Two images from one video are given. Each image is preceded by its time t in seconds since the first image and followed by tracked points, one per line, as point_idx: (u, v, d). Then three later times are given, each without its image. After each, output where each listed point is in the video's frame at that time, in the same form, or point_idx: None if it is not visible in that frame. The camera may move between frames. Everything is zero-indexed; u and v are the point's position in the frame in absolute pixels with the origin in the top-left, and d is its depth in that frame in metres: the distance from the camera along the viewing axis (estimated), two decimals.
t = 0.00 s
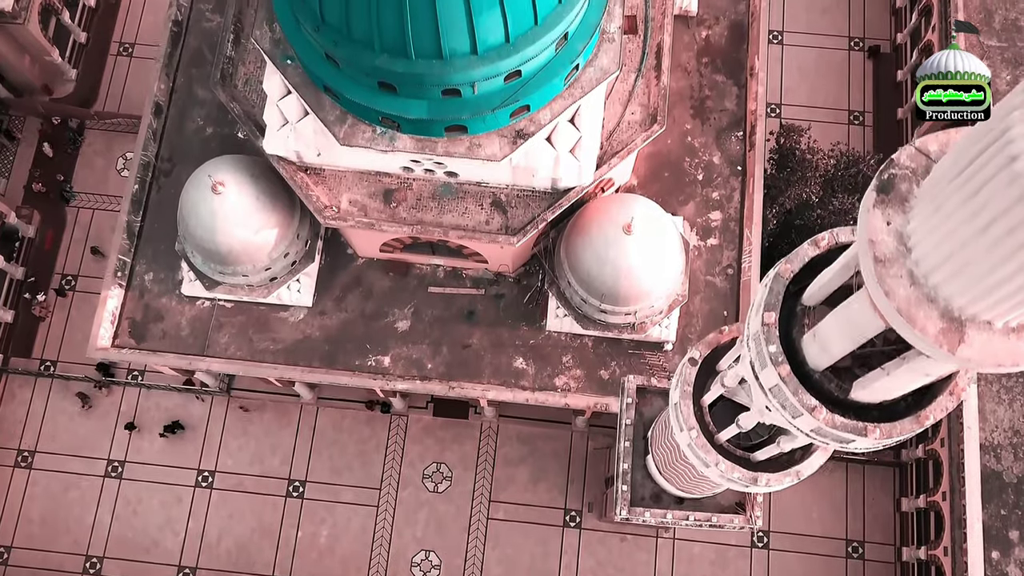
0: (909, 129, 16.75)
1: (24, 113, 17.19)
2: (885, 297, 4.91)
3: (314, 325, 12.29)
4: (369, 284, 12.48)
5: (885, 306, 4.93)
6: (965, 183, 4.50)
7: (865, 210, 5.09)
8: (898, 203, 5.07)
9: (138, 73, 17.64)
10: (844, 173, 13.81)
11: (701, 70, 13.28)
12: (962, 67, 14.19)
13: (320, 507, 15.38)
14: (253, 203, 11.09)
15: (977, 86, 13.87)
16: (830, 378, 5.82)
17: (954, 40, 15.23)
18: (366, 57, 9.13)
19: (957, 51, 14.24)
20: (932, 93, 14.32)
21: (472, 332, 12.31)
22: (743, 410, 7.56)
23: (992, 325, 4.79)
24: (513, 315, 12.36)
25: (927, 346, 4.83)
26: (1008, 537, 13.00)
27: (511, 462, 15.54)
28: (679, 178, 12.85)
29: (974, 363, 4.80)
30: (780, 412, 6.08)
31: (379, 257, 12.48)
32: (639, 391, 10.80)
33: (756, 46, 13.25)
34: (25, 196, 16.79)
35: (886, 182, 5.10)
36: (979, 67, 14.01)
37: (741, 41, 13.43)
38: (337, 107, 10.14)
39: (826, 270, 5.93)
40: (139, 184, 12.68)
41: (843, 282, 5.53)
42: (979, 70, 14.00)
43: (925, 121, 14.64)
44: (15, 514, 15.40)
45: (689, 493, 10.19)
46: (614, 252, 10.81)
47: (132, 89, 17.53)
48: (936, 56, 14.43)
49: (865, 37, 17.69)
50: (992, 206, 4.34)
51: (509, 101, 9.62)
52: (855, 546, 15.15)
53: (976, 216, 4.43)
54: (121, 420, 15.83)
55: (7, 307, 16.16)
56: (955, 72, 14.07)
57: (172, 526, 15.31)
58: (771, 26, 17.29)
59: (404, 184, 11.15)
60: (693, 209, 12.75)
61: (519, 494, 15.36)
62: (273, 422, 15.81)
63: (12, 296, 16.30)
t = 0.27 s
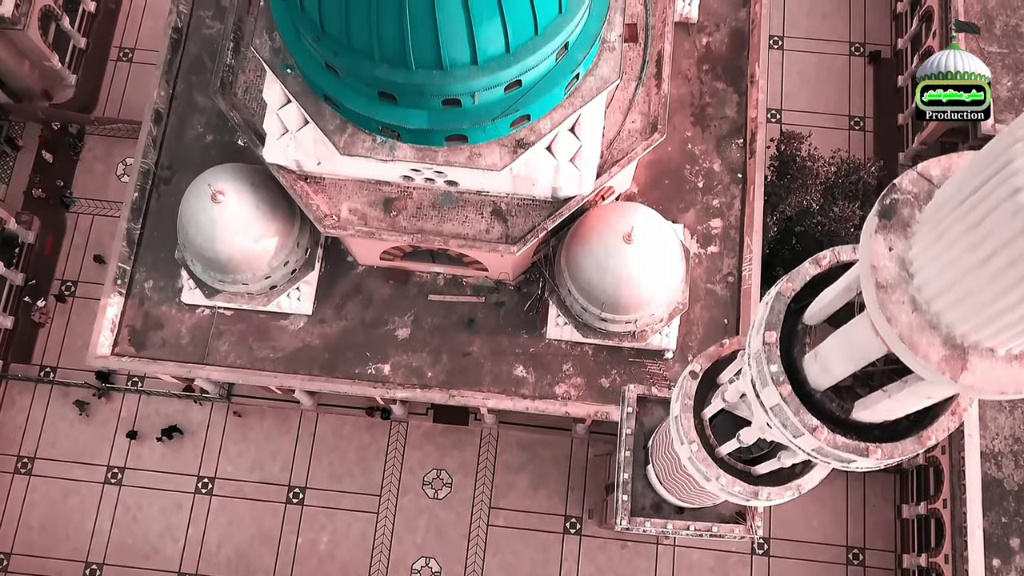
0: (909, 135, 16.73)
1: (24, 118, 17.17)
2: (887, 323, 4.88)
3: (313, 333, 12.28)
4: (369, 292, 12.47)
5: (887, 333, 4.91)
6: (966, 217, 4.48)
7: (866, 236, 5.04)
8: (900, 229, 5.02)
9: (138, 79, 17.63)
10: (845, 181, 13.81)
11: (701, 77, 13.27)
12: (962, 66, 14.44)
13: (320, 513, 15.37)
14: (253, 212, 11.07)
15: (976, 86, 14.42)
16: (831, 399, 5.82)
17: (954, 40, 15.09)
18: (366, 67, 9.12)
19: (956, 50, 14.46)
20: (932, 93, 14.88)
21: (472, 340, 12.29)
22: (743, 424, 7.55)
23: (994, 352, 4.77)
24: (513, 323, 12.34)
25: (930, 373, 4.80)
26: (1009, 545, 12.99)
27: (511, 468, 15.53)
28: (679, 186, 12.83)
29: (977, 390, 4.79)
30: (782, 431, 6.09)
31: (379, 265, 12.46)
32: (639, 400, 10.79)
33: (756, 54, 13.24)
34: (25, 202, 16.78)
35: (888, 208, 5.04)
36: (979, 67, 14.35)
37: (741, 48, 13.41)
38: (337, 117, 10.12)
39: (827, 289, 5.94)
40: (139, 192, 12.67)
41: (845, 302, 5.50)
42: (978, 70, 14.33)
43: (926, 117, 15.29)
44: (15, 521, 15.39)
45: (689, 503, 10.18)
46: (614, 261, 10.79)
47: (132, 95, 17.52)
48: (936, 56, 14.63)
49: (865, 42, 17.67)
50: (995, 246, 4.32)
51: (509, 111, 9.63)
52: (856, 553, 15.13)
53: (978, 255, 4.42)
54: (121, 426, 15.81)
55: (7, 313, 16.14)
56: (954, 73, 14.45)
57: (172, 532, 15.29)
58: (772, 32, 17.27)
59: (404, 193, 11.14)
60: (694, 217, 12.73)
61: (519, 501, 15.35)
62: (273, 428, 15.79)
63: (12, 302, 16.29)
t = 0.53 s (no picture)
0: (910, 140, 16.72)
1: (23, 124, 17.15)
2: (889, 350, 4.90)
3: (313, 341, 12.27)
4: (369, 300, 12.45)
5: (890, 360, 4.92)
6: (971, 242, 4.45)
7: (869, 261, 5.06)
8: (902, 255, 5.03)
9: (138, 85, 17.63)
10: (845, 188, 13.81)
11: (702, 84, 13.25)
12: (962, 67, 14.52)
13: (320, 520, 15.35)
14: (253, 221, 11.05)
15: (976, 86, 14.48)
16: (834, 419, 5.80)
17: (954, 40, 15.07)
18: (366, 77, 9.10)
19: (957, 50, 14.57)
20: (933, 92, 14.95)
21: (472, 348, 12.27)
22: (744, 438, 7.53)
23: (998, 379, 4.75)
24: (513, 331, 12.33)
25: (932, 401, 4.80)
26: (1010, 553, 12.98)
27: (512, 475, 15.51)
28: (680, 194, 12.81)
29: (979, 418, 4.76)
30: (783, 450, 6.05)
31: (379, 273, 12.44)
32: (639, 409, 10.76)
33: (757, 61, 13.23)
34: (25, 208, 16.76)
35: (890, 233, 5.06)
36: (979, 67, 14.43)
37: (742, 55, 13.40)
38: (337, 126, 10.10)
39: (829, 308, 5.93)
40: (138, 200, 12.65)
41: (847, 323, 5.47)
42: (979, 70, 14.40)
43: (927, 118, 15.34)
44: (14, 528, 15.37)
45: (690, 513, 10.15)
46: (614, 269, 10.76)
47: (132, 100, 17.52)
48: (936, 56, 14.73)
49: (866, 47, 17.66)
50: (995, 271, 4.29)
51: (510, 121, 9.61)
52: (856, 559, 15.11)
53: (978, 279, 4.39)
54: (121, 433, 15.79)
55: (6, 320, 16.13)
56: (954, 73, 14.51)
57: (171, 539, 15.27)
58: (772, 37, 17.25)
59: (404, 202, 11.12)
60: (694, 225, 12.72)
61: (519, 508, 15.33)
62: (273, 434, 15.77)
63: (12, 308, 16.28)
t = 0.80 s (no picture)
0: (910, 147, 16.73)
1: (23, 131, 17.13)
2: (891, 381, 4.84)
3: (313, 350, 12.25)
4: (369, 309, 12.43)
5: (892, 392, 4.87)
6: (974, 270, 4.35)
7: (871, 291, 4.96)
8: (905, 283, 4.93)
9: (138, 91, 17.62)
10: (846, 197, 13.82)
11: (702, 93, 13.24)
12: (962, 67, 14.46)
13: (320, 528, 15.33)
14: (253, 231, 11.03)
15: (976, 86, 14.46)
16: (835, 442, 5.79)
17: (954, 40, 15.14)
18: (366, 88, 9.07)
19: (958, 50, 14.48)
20: (933, 93, 14.94)
21: (472, 358, 12.25)
22: (744, 454, 7.54)
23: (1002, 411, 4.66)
24: (513, 340, 12.30)
25: (935, 432, 4.74)
26: (1011, 562, 12.96)
27: (512, 483, 15.49)
28: (680, 202, 12.79)
29: (982, 449, 4.69)
30: (784, 472, 6.05)
31: (379, 282, 12.42)
32: (640, 420, 10.73)
33: (757, 69, 13.22)
34: (24, 215, 16.73)
35: (893, 262, 4.95)
36: (979, 67, 14.39)
37: (742, 63, 13.39)
38: (337, 137, 10.08)
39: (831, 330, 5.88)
40: (138, 208, 12.63)
41: (850, 347, 5.43)
42: (979, 70, 14.37)
43: (926, 118, 15.36)
44: (14, 536, 15.35)
45: (690, 525, 10.14)
46: (615, 280, 10.74)
47: (132, 107, 17.51)
48: (936, 56, 14.62)
49: (866, 53, 17.65)
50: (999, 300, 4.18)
51: (510, 132, 9.60)
52: (857, 567, 15.08)
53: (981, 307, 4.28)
54: (121, 440, 15.77)
55: (6, 327, 16.11)
56: (954, 73, 14.46)
57: (171, 546, 15.25)
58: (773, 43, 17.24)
59: (405, 212, 11.10)
60: (695, 233, 12.70)
61: (520, 515, 15.31)
62: (273, 442, 15.75)
63: (12, 315, 16.26)
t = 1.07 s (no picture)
0: (911, 153, 16.73)
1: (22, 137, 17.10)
2: (894, 413, 4.76)
3: (313, 359, 12.23)
4: (369, 318, 12.41)
5: (895, 423, 4.79)
6: (977, 305, 4.30)
7: (874, 321, 4.91)
8: (908, 313, 4.87)
9: (137, 97, 17.61)
10: (847, 205, 13.83)
11: (703, 101, 13.22)
12: (962, 66, 14.30)
13: (320, 535, 15.31)
14: (253, 241, 11.01)
15: (976, 86, 14.39)
16: (837, 464, 5.77)
17: (954, 39, 15.09)
18: (367, 101, 9.05)
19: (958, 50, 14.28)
20: (933, 93, 14.80)
21: (472, 367, 12.23)
22: (746, 469, 7.55)
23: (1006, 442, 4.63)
24: (514, 349, 12.28)
25: (937, 463, 4.70)
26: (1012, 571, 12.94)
27: (512, 490, 15.47)
28: (681, 211, 12.77)
29: (985, 482, 4.65)
30: (785, 494, 6.03)
31: (379, 290, 12.40)
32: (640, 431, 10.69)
33: (758, 77, 13.21)
34: (24, 222, 16.71)
35: (895, 292, 4.90)
36: (979, 67, 14.26)
37: (742, 72, 13.38)
38: (337, 147, 10.07)
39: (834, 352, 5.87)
40: (138, 217, 12.61)
41: (852, 372, 5.42)
42: (979, 70, 14.24)
43: (926, 117, 15.35)
44: (13, 543, 15.32)
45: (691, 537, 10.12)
46: (616, 290, 10.70)
47: (132, 113, 17.49)
48: (936, 56, 14.40)
49: (866, 59, 17.63)
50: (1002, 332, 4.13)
51: (510, 143, 9.58)
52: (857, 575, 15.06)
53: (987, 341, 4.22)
54: (120, 448, 15.75)
55: (6, 334, 16.08)
56: (954, 74, 14.32)
57: (171, 554, 15.21)
58: (773, 50, 17.21)
59: (405, 222, 11.09)
60: (695, 242, 12.68)
61: (520, 523, 15.30)
62: (273, 449, 15.72)
63: (12, 322, 16.24)
